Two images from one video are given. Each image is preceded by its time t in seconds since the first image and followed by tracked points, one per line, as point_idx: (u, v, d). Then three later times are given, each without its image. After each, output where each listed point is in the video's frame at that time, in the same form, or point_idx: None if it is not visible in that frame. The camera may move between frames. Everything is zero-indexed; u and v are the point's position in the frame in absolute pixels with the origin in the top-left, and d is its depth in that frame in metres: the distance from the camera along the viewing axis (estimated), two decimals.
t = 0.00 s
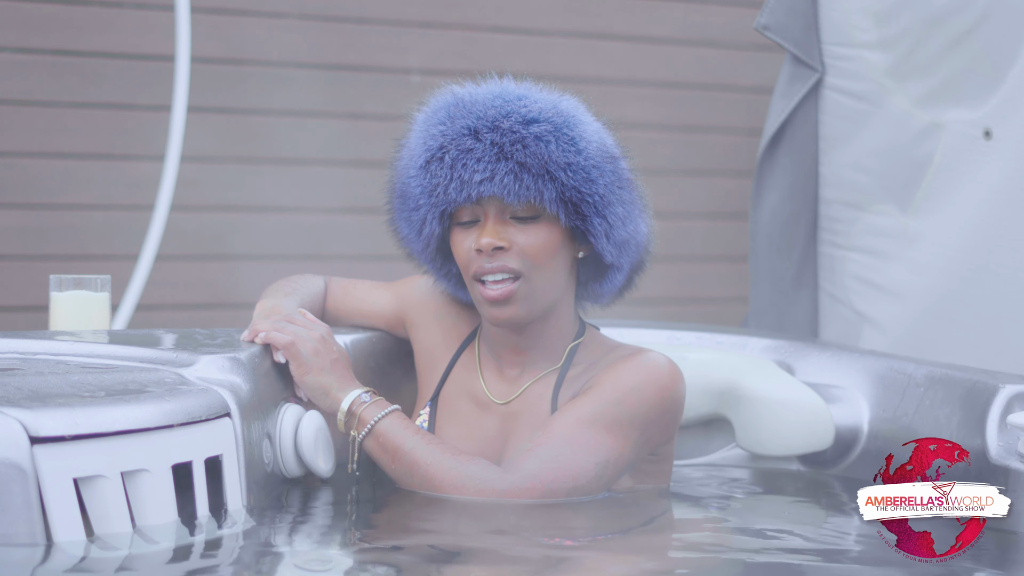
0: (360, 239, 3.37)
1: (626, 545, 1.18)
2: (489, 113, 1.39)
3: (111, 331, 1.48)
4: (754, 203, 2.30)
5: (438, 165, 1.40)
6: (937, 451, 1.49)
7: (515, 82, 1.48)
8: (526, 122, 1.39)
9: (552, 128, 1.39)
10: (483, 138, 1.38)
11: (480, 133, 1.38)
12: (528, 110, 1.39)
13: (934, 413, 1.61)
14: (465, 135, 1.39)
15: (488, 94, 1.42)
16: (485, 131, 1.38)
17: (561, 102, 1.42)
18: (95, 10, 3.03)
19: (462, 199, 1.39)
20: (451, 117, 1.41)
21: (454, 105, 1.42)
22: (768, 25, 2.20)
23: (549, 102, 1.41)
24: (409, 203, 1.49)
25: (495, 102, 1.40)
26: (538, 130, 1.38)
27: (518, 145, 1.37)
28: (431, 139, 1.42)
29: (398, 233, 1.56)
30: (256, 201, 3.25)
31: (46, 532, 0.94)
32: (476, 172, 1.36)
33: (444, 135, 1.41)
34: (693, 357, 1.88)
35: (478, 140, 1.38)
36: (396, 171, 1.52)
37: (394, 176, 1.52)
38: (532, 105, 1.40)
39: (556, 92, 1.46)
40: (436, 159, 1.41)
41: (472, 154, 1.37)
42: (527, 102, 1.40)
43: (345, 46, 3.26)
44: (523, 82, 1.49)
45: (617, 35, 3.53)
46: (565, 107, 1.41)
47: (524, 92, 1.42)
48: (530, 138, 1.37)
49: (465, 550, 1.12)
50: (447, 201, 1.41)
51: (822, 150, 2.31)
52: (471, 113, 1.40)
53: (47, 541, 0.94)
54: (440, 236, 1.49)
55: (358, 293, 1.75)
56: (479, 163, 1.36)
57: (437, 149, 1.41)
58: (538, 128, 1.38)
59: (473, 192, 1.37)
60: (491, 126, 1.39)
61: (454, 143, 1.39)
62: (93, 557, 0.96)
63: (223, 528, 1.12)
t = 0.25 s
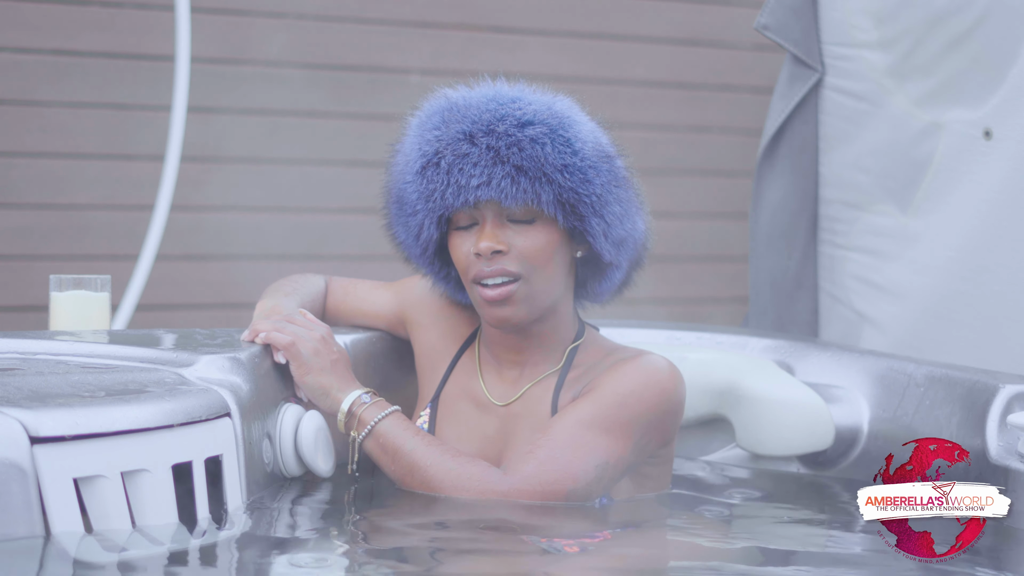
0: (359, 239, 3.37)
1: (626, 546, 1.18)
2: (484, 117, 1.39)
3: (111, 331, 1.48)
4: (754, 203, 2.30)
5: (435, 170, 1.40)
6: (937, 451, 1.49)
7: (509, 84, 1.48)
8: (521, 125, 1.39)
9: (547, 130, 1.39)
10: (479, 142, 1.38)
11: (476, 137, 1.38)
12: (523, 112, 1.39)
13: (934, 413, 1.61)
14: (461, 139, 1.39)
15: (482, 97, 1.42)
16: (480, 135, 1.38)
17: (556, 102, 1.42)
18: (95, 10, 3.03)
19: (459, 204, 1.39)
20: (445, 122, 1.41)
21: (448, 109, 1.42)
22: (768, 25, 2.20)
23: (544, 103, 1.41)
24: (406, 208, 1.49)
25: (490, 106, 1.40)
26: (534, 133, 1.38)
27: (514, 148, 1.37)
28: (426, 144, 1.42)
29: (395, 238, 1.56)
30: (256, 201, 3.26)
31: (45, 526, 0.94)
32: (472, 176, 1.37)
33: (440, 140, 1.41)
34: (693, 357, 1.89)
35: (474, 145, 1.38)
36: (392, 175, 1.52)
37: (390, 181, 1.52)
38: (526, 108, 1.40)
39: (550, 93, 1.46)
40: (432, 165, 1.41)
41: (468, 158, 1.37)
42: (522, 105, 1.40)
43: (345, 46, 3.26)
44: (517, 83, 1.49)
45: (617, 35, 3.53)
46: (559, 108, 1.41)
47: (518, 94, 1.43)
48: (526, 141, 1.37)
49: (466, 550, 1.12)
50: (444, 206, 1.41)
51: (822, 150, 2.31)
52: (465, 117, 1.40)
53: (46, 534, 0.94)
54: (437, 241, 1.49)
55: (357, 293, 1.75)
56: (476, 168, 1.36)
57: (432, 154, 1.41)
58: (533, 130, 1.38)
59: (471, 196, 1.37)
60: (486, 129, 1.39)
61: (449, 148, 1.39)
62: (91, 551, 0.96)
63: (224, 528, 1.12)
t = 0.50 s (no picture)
0: (359, 239, 3.37)
1: (627, 545, 1.18)
2: (482, 117, 1.39)
3: (111, 331, 1.48)
4: (754, 202, 2.30)
5: (434, 171, 1.40)
6: (938, 452, 1.54)
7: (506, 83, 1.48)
8: (519, 125, 1.39)
9: (545, 130, 1.39)
10: (477, 142, 1.38)
11: (474, 137, 1.38)
12: (521, 112, 1.39)
13: (934, 413, 1.61)
14: (459, 140, 1.39)
15: (480, 97, 1.42)
16: (478, 135, 1.38)
17: (553, 102, 1.42)
18: (95, 10, 3.03)
19: (458, 204, 1.39)
20: (443, 123, 1.41)
21: (446, 110, 1.42)
22: (768, 25, 2.20)
23: (542, 103, 1.41)
24: (405, 209, 1.49)
25: (487, 106, 1.40)
26: (532, 132, 1.38)
27: (513, 148, 1.37)
28: (425, 145, 1.42)
29: (394, 239, 1.56)
30: (256, 201, 3.25)
31: (47, 537, 0.93)
32: (471, 177, 1.36)
33: (439, 140, 1.40)
34: (692, 357, 1.89)
35: (472, 145, 1.38)
36: (391, 176, 1.52)
37: (388, 182, 1.52)
38: (524, 107, 1.40)
39: (547, 93, 1.46)
40: (431, 165, 1.41)
41: (467, 158, 1.37)
42: (520, 104, 1.40)
43: (345, 46, 3.26)
44: (515, 83, 1.49)
45: (618, 35, 3.53)
46: (556, 107, 1.42)
47: (515, 94, 1.43)
48: (524, 141, 1.37)
49: (465, 551, 1.12)
50: (443, 207, 1.41)
51: (823, 150, 2.31)
52: (463, 117, 1.40)
53: (48, 546, 0.93)
54: (436, 241, 1.48)
55: (358, 293, 1.75)
56: (475, 168, 1.36)
57: (431, 155, 1.41)
58: (531, 130, 1.38)
59: (470, 197, 1.37)
60: (484, 129, 1.39)
61: (448, 148, 1.39)
62: (94, 559, 0.95)
63: (224, 528, 1.12)
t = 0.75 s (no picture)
0: (359, 239, 3.37)
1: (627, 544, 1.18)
2: (482, 116, 1.39)
3: (111, 331, 1.48)
4: (754, 205, 2.29)
5: (434, 170, 1.40)
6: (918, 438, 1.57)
7: (507, 83, 1.48)
8: (519, 124, 1.39)
9: (546, 129, 1.39)
10: (478, 141, 1.38)
11: (475, 136, 1.38)
12: (521, 111, 1.39)
13: (934, 414, 1.60)
14: (459, 139, 1.39)
15: (481, 96, 1.42)
16: (479, 134, 1.38)
17: (554, 102, 1.43)
18: (95, 10, 3.03)
19: (458, 203, 1.39)
20: (444, 121, 1.41)
21: (447, 109, 1.42)
22: (768, 25, 2.20)
23: (542, 103, 1.41)
24: (405, 208, 1.49)
25: (488, 105, 1.40)
26: (533, 131, 1.38)
27: (513, 147, 1.37)
28: (425, 144, 1.42)
29: (394, 239, 1.56)
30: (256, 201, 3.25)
31: (45, 526, 0.94)
32: (471, 176, 1.37)
33: (439, 139, 1.41)
34: (692, 357, 1.88)
35: (473, 144, 1.38)
36: (391, 175, 1.52)
37: (389, 181, 1.52)
38: (525, 107, 1.40)
39: (547, 92, 1.46)
40: (432, 164, 1.41)
41: (467, 157, 1.38)
42: (520, 104, 1.41)
43: (345, 46, 3.26)
44: (515, 83, 1.49)
45: (617, 35, 3.53)
46: (557, 106, 1.42)
47: (516, 93, 1.43)
48: (525, 140, 1.37)
49: (466, 551, 1.12)
50: (443, 206, 1.41)
51: (822, 151, 2.31)
52: (464, 116, 1.40)
53: (46, 534, 0.94)
54: (437, 241, 1.48)
55: (357, 293, 1.75)
56: (475, 167, 1.36)
57: (431, 154, 1.41)
58: (532, 129, 1.38)
59: (470, 196, 1.37)
60: (485, 128, 1.39)
61: (449, 147, 1.39)
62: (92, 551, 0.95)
63: (225, 527, 1.12)
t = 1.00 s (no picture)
0: (359, 239, 3.37)
1: (627, 545, 1.18)
2: (485, 115, 1.39)
3: (111, 331, 1.48)
4: (754, 203, 2.31)
5: (436, 168, 1.40)
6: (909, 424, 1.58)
7: (509, 83, 1.48)
8: (522, 124, 1.39)
9: (548, 128, 1.39)
10: (480, 140, 1.38)
11: (477, 135, 1.38)
12: (524, 111, 1.40)
13: (934, 414, 1.60)
14: (461, 137, 1.39)
15: (483, 95, 1.42)
16: (481, 133, 1.38)
17: (556, 102, 1.43)
18: (95, 10, 3.03)
19: (460, 201, 1.39)
20: (446, 120, 1.41)
21: (449, 108, 1.42)
22: (768, 25, 2.21)
23: (545, 102, 1.42)
24: (406, 207, 1.49)
25: (491, 104, 1.40)
26: (535, 131, 1.38)
27: (516, 147, 1.37)
28: (427, 143, 1.42)
29: (395, 238, 1.56)
30: (256, 201, 3.25)
31: (46, 531, 0.94)
32: (473, 174, 1.36)
33: (441, 138, 1.41)
34: (691, 357, 1.89)
35: (475, 143, 1.38)
36: (393, 174, 1.52)
37: (390, 180, 1.52)
38: (527, 106, 1.40)
39: (550, 92, 1.46)
40: (433, 163, 1.41)
41: (469, 156, 1.37)
42: (523, 103, 1.41)
43: (345, 45, 3.26)
44: (518, 83, 1.49)
45: (617, 35, 3.53)
46: (560, 106, 1.42)
47: (518, 93, 1.43)
48: (527, 139, 1.37)
49: (466, 551, 1.12)
50: (445, 205, 1.41)
51: (822, 151, 2.31)
52: (467, 115, 1.40)
53: (47, 541, 0.94)
54: (438, 240, 1.48)
55: (357, 294, 1.75)
56: (477, 166, 1.36)
57: (433, 152, 1.41)
58: (534, 128, 1.38)
59: (471, 194, 1.37)
60: (487, 127, 1.39)
61: (451, 146, 1.39)
62: (94, 555, 0.96)
63: (224, 526, 1.12)
